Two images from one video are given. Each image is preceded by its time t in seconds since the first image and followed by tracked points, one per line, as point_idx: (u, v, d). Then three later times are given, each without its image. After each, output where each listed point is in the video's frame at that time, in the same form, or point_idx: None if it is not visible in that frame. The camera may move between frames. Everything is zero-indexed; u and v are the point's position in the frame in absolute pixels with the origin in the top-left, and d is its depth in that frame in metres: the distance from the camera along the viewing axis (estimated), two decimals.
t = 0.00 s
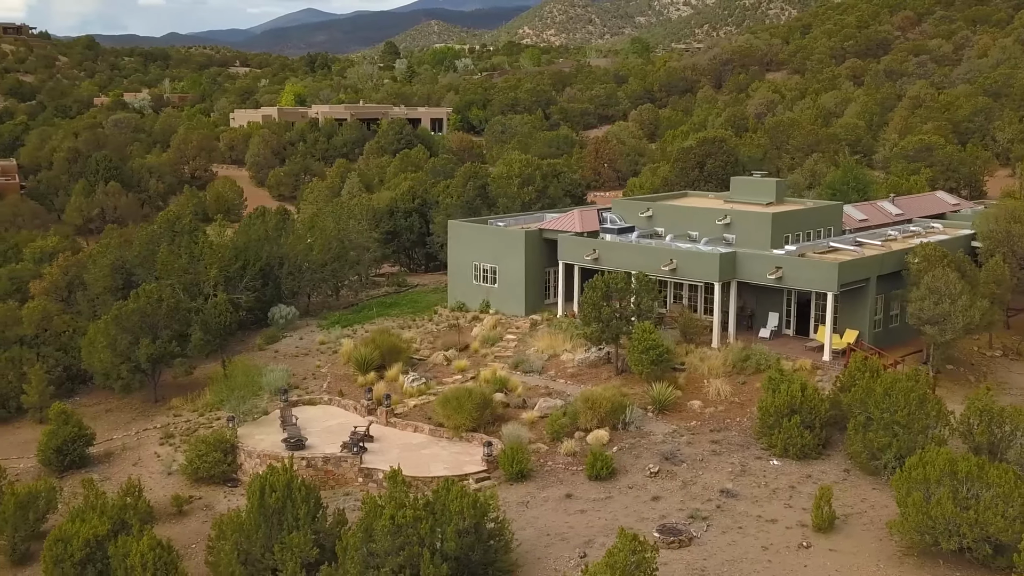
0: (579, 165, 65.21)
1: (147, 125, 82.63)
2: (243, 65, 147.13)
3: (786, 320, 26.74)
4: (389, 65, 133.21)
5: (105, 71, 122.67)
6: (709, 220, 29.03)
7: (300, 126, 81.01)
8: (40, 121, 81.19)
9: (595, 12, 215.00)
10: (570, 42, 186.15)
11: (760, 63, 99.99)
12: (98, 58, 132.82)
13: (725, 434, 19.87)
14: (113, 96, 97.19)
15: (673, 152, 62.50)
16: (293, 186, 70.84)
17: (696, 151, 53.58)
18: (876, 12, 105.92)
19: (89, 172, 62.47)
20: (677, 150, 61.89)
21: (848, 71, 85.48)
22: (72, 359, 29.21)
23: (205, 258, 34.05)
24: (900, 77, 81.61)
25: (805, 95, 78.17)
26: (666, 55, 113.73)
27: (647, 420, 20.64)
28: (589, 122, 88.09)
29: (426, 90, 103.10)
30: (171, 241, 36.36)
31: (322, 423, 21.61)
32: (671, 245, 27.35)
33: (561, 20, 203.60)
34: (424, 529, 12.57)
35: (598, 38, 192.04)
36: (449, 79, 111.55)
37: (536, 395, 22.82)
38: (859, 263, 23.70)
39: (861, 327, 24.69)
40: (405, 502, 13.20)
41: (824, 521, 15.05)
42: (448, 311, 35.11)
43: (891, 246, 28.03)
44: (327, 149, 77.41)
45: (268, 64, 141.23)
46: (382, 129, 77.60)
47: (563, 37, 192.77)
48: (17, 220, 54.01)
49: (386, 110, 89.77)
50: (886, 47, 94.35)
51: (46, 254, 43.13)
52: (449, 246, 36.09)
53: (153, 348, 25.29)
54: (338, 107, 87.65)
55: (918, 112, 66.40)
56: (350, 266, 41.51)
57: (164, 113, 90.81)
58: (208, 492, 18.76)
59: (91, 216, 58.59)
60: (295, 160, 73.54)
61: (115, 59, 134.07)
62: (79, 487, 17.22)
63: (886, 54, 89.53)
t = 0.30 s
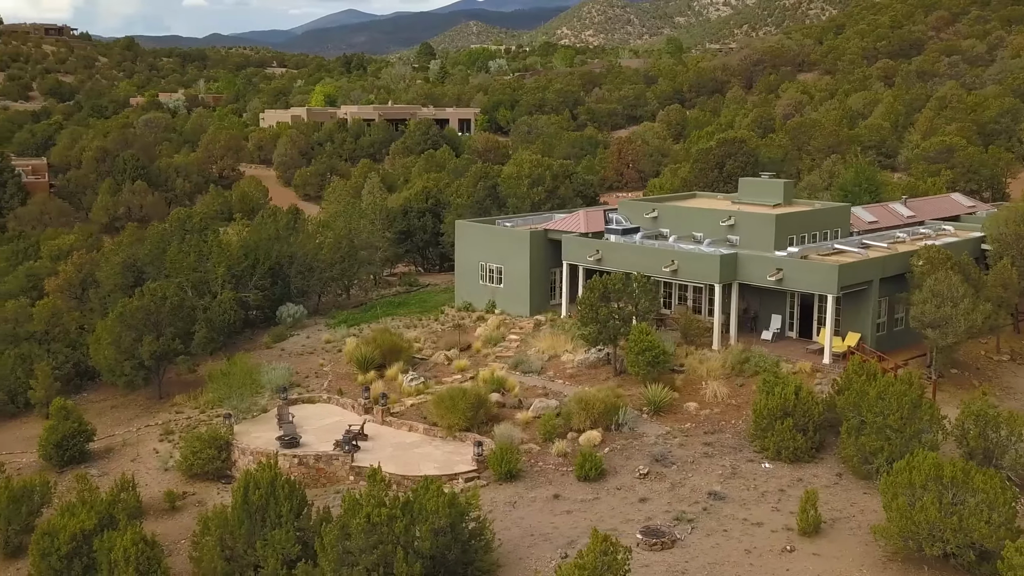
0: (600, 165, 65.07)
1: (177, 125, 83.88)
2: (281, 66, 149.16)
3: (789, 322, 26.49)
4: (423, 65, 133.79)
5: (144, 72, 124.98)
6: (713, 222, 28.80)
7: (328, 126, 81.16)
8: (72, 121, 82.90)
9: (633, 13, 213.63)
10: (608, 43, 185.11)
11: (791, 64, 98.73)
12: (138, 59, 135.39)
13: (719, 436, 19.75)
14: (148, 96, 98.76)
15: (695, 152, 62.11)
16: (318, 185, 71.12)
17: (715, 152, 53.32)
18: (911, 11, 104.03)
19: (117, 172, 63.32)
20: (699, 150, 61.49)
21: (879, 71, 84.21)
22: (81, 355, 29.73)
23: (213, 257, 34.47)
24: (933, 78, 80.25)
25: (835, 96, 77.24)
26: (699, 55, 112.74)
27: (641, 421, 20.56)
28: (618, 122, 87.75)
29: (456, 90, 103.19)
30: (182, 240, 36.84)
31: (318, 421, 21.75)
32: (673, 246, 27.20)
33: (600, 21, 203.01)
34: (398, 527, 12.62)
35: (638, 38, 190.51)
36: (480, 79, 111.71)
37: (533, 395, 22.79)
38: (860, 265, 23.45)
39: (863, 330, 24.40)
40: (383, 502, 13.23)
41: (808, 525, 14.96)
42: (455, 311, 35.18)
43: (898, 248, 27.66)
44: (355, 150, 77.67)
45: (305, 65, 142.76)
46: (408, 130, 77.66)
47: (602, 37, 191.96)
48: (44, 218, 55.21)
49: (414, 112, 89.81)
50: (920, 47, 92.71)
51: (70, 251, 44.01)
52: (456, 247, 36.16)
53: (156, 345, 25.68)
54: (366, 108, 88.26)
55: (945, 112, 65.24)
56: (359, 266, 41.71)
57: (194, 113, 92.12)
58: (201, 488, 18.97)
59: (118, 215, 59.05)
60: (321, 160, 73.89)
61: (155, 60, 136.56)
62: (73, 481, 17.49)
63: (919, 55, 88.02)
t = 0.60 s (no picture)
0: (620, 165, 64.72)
1: (204, 125, 84.91)
2: (314, 66, 150.69)
3: (789, 324, 26.27)
4: (454, 66, 134.15)
5: (180, 73, 126.84)
6: (715, 223, 28.63)
7: (354, 127, 81.42)
8: (102, 121, 84.33)
9: (669, 13, 212.04)
10: (643, 43, 184.24)
11: (820, 65, 97.61)
12: (173, 59, 137.51)
13: (710, 438, 19.66)
14: (180, 96, 100.08)
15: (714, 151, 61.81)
16: (341, 186, 71.32)
17: (732, 152, 53.20)
18: (942, 11, 102.34)
19: (141, 171, 63.74)
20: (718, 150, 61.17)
21: (907, 71, 83.03)
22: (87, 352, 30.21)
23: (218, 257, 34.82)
24: (961, 78, 78.99)
25: (862, 96, 76.36)
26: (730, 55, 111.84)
27: (633, 422, 20.51)
28: (642, 122, 87.42)
29: (483, 91, 103.28)
30: (190, 240, 37.30)
31: (313, 420, 21.91)
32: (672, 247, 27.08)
33: (636, 21, 202.17)
34: (372, 525, 12.69)
35: (673, 39, 189.30)
36: (508, 79, 111.80)
37: (527, 395, 22.80)
38: (859, 266, 23.23)
39: (863, 332, 24.18)
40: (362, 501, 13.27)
41: (791, 527, 14.88)
42: (459, 311, 35.25)
43: (901, 250, 27.35)
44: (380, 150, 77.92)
45: (338, 66, 144.00)
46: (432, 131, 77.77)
47: (637, 37, 191.12)
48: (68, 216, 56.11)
49: (439, 112, 90.24)
50: (950, 47, 91.23)
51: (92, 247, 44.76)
52: (462, 247, 36.23)
53: (158, 343, 26.06)
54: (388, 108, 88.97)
55: (968, 112, 64.20)
56: (366, 265, 41.86)
57: (223, 113, 93.17)
58: (194, 484, 19.18)
59: (141, 213, 59.11)
60: (343, 160, 74.10)
61: (190, 61, 138.72)
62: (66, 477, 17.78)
63: (949, 55, 86.61)
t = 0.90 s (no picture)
0: (640, 165, 64.43)
1: (231, 125, 85.81)
2: (347, 66, 151.94)
3: (788, 326, 26.08)
4: (484, 66, 134.31)
5: (213, 73, 128.31)
6: (715, 224, 28.51)
7: (378, 127, 81.58)
8: (131, 121, 85.63)
9: (705, 13, 209.93)
10: (677, 44, 182.98)
11: (848, 65, 96.39)
12: (206, 59, 139.34)
13: (700, 440, 19.60)
14: (210, 96, 101.24)
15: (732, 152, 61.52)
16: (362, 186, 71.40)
17: (749, 153, 53.22)
18: (975, 11, 100.40)
19: (164, 171, 64.33)
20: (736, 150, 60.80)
21: (935, 71, 81.76)
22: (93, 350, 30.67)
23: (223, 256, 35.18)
24: (990, 79, 77.59)
25: (889, 97, 75.37)
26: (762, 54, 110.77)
27: (623, 423, 20.49)
28: (667, 123, 86.94)
29: (509, 92, 103.19)
30: (197, 240, 37.74)
31: (307, 418, 22.07)
32: (670, 249, 26.99)
33: (671, 21, 200.83)
34: (346, 524, 12.76)
35: (710, 40, 187.70)
36: (536, 80, 111.72)
37: (521, 395, 22.82)
38: (856, 269, 23.08)
39: (860, 335, 24.01)
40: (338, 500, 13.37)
41: (772, 531, 14.82)
42: (463, 311, 35.31)
43: (902, 252, 27.08)
44: (403, 151, 78.08)
45: (371, 67, 144.92)
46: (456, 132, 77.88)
47: (672, 38, 189.97)
48: (90, 214, 57.04)
49: (464, 113, 90.68)
50: (981, 47, 89.59)
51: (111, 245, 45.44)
52: (466, 247, 36.29)
53: (159, 341, 26.43)
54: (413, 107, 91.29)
55: (992, 113, 63.12)
56: (373, 266, 42.01)
57: (250, 113, 94.06)
58: (185, 481, 19.41)
59: (163, 212, 59.73)
60: (366, 160, 74.37)
61: (224, 61, 140.39)
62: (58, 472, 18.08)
63: (979, 55, 85.05)
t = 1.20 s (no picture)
0: (660, 166, 64.19)
1: (257, 125, 86.52)
2: (378, 67, 152.68)
3: (786, 328, 25.93)
4: (514, 66, 134.02)
5: (244, 73, 129.51)
6: (715, 226, 28.38)
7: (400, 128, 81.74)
8: (159, 120, 86.74)
9: (740, 13, 207.49)
10: (712, 43, 181.27)
11: (875, 66, 95.04)
12: (238, 60, 140.99)
13: (689, 442, 19.57)
14: (239, 96, 102.21)
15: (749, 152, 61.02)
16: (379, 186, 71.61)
17: (763, 155, 53.34)
18: (1008, 10, 98.34)
19: (186, 170, 64.98)
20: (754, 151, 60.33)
21: (962, 71, 80.32)
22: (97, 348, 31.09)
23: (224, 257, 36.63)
24: (1020, 80, 76.07)
25: (915, 98, 74.25)
26: (793, 53, 109.50)
27: (613, 424, 20.50)
28: (690, 124, 86.41)
29: (533, 92, 102.99)
30: (204, 240, 38.22)
31: (301, 417, 22.26)
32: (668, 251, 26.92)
33: (706, 21, 199.10)
34: (320, 522, 12.86)
35: (746, 39, 185.49)
36: (562, 81, 111.41)
37: (514, 395, 22.86)
38: (851, 272, 22.95)
39: (857, 338, 23.85)
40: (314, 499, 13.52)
41: (751, 533, 14.79)
42: (466, 311, 35.42)
43: (902, 254, 26.82)
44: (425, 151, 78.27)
45: (402, 68, 145.63)
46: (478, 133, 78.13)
47: (707, 38, 188.30)
48: (112, 213, 57.93)
49: (487, 113, 90.84)
50: (1012, 47, 87.79)
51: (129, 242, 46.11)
52: (470, 248, 36.38)
53: (159, 339, 26.87)
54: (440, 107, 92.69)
55: (1015, 114, 61.94)
56: (378, 266, 42.16)
57: (275, 113, 94.80)
58: (177, 477, 19.68)
59: (183, 212, 60.51)
60: (390, 159, 74.31)
61: (255, 61, 141.68)
62: (52, 468, 18.45)
63: (1010, 55, 83.31)
